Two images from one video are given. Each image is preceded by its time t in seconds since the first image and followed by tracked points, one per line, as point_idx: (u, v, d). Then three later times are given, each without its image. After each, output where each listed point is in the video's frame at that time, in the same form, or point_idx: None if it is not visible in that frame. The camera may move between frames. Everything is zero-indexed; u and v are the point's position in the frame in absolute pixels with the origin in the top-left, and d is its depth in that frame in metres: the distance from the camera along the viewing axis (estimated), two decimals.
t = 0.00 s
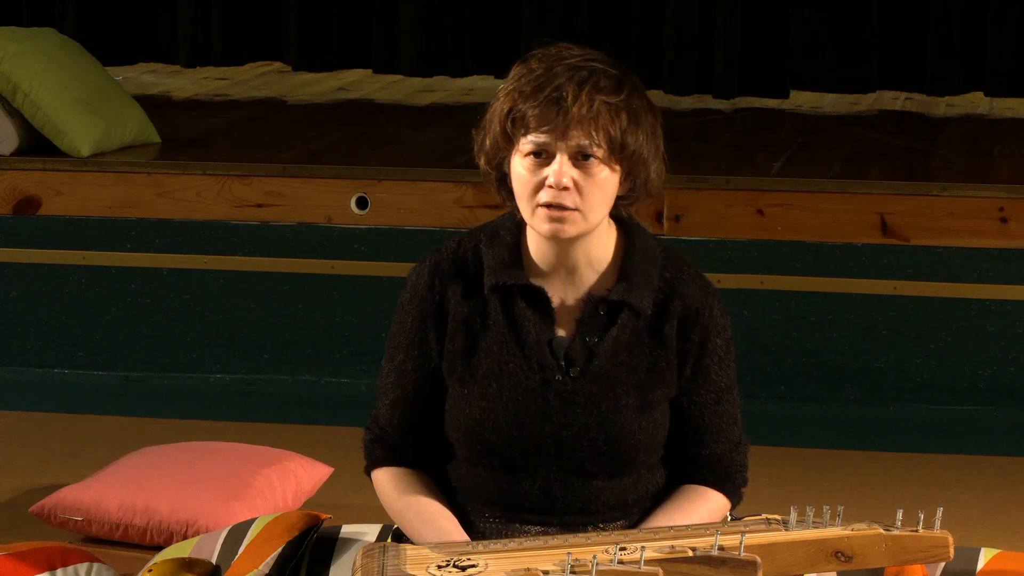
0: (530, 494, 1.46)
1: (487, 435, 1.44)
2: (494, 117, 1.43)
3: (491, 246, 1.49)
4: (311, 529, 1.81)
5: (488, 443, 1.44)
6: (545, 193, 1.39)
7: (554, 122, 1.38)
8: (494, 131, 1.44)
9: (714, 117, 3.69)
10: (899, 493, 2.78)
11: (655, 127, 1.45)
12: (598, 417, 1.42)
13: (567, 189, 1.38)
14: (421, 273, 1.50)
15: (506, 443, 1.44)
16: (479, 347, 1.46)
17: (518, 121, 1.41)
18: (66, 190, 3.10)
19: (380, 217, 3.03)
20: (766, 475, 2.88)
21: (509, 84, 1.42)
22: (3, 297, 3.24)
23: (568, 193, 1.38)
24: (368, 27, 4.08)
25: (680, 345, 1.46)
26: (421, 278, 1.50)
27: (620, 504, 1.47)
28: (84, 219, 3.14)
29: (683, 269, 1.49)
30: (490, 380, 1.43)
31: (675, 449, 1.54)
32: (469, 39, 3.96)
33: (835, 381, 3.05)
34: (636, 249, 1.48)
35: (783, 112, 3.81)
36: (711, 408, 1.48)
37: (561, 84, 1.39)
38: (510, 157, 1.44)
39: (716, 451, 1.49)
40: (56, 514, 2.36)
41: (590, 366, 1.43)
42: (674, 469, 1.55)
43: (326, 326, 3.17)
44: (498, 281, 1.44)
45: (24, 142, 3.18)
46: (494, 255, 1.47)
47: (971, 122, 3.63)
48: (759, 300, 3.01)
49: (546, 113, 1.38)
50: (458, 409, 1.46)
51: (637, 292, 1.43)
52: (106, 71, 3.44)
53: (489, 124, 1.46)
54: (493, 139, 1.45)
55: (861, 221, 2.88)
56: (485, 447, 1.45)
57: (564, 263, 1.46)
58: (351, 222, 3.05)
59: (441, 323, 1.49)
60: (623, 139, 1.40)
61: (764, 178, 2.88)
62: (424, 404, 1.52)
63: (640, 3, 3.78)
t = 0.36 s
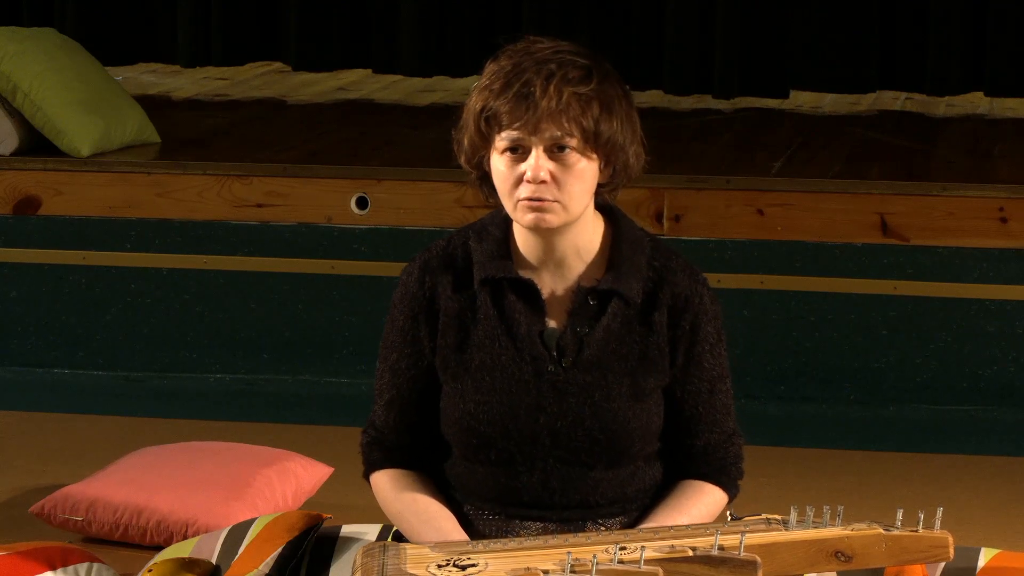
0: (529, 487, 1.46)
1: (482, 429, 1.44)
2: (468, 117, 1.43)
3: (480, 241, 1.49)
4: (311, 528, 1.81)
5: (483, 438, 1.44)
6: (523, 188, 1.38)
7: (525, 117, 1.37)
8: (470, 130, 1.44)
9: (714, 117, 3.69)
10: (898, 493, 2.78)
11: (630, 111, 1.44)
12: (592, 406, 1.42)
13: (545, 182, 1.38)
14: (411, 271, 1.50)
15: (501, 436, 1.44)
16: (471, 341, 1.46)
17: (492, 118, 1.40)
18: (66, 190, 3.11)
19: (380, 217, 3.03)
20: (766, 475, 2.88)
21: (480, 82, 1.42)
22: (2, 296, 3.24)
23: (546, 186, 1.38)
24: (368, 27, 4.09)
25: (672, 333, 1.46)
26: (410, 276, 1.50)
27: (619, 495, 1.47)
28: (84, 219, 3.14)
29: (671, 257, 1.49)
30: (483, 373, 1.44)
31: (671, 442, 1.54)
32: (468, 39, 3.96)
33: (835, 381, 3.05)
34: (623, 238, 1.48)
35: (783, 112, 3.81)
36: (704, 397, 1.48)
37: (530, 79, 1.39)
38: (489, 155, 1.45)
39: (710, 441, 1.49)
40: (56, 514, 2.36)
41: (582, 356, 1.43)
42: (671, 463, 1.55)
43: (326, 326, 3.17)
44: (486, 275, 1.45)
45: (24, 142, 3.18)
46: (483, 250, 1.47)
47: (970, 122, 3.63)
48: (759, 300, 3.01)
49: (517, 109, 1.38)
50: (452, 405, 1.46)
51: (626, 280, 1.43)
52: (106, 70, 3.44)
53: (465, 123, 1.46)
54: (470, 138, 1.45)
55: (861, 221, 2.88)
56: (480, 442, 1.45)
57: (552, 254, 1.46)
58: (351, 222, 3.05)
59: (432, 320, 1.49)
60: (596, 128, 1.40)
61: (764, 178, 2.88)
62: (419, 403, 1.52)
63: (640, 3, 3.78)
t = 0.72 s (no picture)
0: (526, 487, 1.46)
1: (478, 431, 1.44)
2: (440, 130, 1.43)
3: (471, 243, 1.48)
4: (312, 528, 1.81)
5: (479, 440, 1.44)
6: (495, 194, 1.37)
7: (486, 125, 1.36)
8: (443, 144, 1.43)
9: (714, 117, 3.69)
10: (898, 493, 2.79)
11: (597, 107, 1.41)
12: (588, 407, 1.42)
13: (516, 186, 1.36)
14: (404, 274, 1.50)
15: (496, 438, 1.44)
16: (465, 344, 1.46)
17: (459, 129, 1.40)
18: (66, 190, 3.10)
19: (380, 217, 3.03)
20: (766, 475, 2.88)
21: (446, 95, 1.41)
22: (2, 297, 3.24)
23: (518, 189, 1.36)
24: (369, 27, 4.09)
25: (665, 331, 1.46)
26: (403, 279, 1.49)
27: (617, 495, 1.47)
28: (83, 219, 3.14)
29: (663, 255, 1.48)
30: (478, 376, 1.44)
31: (668, 440, 1.53)
32: (468, 39, 3.96)
33: (835, 381, 3.05)
34: (614, 237, 1.47)
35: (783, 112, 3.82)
36: (700, 395, 1.47)
37: (488, 86, 1.37)
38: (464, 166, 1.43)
39: (706, 439, 1.49)
40: (56, 515, 2.36)
41: (576, 356, 1.43)
42: (669, 462, 1.54)
43: (326, 326, 3.17)
44: (478, 277, 1.44)
45: (24, 142, 3.18)
46: (474, 252, 1.47)
47: (970, 122, 3.63)
48: (759, 300, 3.01)
49: (478, 118, 1.37)
50: (448, 408, 1.46)
51: (618, 279, 1.43)
52: (105, 70, 3.44)
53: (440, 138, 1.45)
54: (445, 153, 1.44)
55: (861, 221, 2.88)
56: (477, 444, 1.45)
57: (540, 256, 1.46)
58: (351, 222, 3.05)
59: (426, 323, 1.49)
60: (559, 128, 1.36)
61: (764, 179, 2.88)
62: (414, 406, 1.52)
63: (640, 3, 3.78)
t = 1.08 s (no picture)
0: (526, 499, 1.46)
1: (473, 450, 1.44)
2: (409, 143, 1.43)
3: (458, 259, 1.46)
4: (312, 528, 1.81)
5: (475, 457, 1.44)
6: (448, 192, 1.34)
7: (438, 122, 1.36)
8: (413, 156, 1.43)
9: (714, 117, 3.69)
10: (899, 493, 2.79)
11: (559, 111, 1.39)
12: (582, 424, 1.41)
13: (467, 180, 1.34)
14: (393, 289, 1.49)
15: (491, 456, 1.44)
16: (456, 363, 1.44)
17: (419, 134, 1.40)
18: (66, 190, 3.10)
19: (380, 216, 3.02)
20: (766, 475, 2.88)
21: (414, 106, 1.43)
22: (2, 297, 3.24)
23: (468, 184, 1.34)
24: (369, 27, 4.08)
25: (657, 344, 1.45)
26: (392, 295, 1.49)
27: (617, 504, 1.47)
28: (83, 219, 3.14)
29: (653, 265, 1.46)
30: (470, 396, 1.43)
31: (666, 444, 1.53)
32: (469, 39, 3.96)
33: (836, 381, 3.05)
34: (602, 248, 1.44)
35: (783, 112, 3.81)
36: (696, 401, 1.47)
37: (443, 87, 1.38)
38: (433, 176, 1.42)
39: (704, 443, 1.49)
40: (56, 515, 2.36)
41: (567, 375, 1.41)
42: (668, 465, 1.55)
43: (326, 326, 3.16)
44: (464, 296, 1.42)
45: (24, 142, 3.18)
46: (460, 270, 1.44)
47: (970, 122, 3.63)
48: (759, 301, 3.01)
49: (432, 117, 1.38)
50: (442, 426, 1.46)
51: (606, 294, 1.41)
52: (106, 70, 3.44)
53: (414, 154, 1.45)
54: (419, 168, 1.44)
55: (861, 221, 2.88)
56: (473, 461, 1.45)
57: (518, 267, 1.41)
58: (351, 222, 3.05)
59: (416, 342, 1.48)
60: (510, 124, 1.34)
61: (764, 179, 2.88)
62: (409, 421, 1.52)
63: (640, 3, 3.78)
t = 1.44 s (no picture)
0: (518, 511, 1.48)
1: (463, 467, 1.46)
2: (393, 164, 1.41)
3: (439, 278, 1.47)
4: (311, 529, 1.82)
5: (465, 473, 1.46)
6: (441, 231, 1.35)
7: (431, 159, 1.35)
8: (396, 179, 1.42)
9: (713, 117, 3.69)
10: (899, 493, 2.79)
11: (550, 142, 1.38)
12: (569, 439, 1.43)
13: (462, 222, 1.35)
14: (376, 307, 1.50)
15: (480, 473, 1.45)
16: (441, 382, 1.45)
17: (407, 163, 1.38)
18: (66, 190, 3.10)
19: (380, 216, 3.02)
20: (766, 475, 2.89)
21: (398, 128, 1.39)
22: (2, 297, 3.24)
23: (463, 225, 1.35)
24: (369, 27, 4.08)
25: (642, 358, 1.45)
26: (374, 313, 1.49)
27: (611, 511, 1.49)
28: (83, 219, 3.14)
29: (635, 278, 1.46)
30: (456, 416, 1.44)
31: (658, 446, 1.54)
32: (468, 39, 3.96)
33: (836, 381, 3.04)
34: (583, 265, 1.44)
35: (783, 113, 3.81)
36: (685, 408, 1.47)
37: (433, 120, 1.35)
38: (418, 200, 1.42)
39: (698, 446, 1.49)
40: (56, 515, 2.36)
41: (551, 394, 1.42)
42: (662, 466, 1.56)
43: (326, 326, 3.16)
44: (446, 318, 1.42)
45: (24, 141, 3.18)
46: (441, 291, 1.45)
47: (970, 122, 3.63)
48: (759, 300, 3.01)
49: (423, 152, 1.36)
50: (431, 443, 1.47)
51: (588, 313, 1.41)
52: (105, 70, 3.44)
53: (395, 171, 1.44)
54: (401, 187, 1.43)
55: (860, 221, 2.88)
56: (463, 476, 1.47)
57: (501, 290, 1.43)
58: (351, 222, 3.05)
59: (400, 360, 1.48)
60: (506, 165, 1.34)
61: (764, 178, 2.88)
62: (397, 435, 1.53)
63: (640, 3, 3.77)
